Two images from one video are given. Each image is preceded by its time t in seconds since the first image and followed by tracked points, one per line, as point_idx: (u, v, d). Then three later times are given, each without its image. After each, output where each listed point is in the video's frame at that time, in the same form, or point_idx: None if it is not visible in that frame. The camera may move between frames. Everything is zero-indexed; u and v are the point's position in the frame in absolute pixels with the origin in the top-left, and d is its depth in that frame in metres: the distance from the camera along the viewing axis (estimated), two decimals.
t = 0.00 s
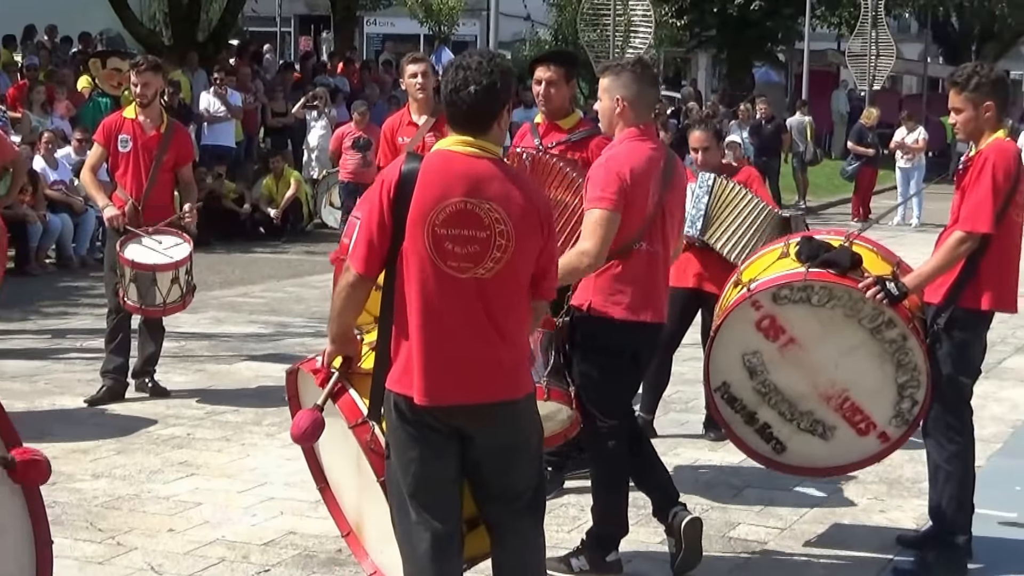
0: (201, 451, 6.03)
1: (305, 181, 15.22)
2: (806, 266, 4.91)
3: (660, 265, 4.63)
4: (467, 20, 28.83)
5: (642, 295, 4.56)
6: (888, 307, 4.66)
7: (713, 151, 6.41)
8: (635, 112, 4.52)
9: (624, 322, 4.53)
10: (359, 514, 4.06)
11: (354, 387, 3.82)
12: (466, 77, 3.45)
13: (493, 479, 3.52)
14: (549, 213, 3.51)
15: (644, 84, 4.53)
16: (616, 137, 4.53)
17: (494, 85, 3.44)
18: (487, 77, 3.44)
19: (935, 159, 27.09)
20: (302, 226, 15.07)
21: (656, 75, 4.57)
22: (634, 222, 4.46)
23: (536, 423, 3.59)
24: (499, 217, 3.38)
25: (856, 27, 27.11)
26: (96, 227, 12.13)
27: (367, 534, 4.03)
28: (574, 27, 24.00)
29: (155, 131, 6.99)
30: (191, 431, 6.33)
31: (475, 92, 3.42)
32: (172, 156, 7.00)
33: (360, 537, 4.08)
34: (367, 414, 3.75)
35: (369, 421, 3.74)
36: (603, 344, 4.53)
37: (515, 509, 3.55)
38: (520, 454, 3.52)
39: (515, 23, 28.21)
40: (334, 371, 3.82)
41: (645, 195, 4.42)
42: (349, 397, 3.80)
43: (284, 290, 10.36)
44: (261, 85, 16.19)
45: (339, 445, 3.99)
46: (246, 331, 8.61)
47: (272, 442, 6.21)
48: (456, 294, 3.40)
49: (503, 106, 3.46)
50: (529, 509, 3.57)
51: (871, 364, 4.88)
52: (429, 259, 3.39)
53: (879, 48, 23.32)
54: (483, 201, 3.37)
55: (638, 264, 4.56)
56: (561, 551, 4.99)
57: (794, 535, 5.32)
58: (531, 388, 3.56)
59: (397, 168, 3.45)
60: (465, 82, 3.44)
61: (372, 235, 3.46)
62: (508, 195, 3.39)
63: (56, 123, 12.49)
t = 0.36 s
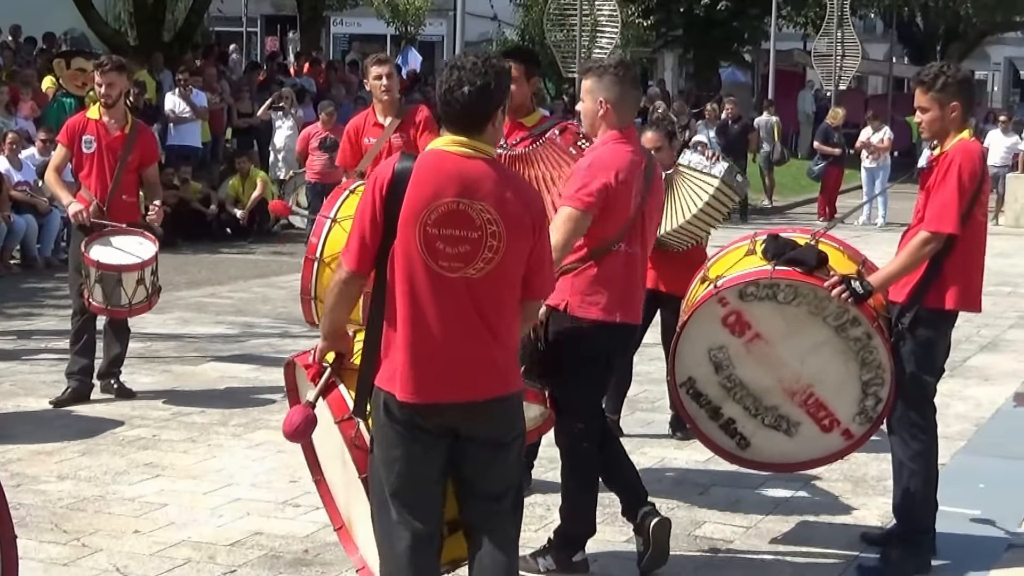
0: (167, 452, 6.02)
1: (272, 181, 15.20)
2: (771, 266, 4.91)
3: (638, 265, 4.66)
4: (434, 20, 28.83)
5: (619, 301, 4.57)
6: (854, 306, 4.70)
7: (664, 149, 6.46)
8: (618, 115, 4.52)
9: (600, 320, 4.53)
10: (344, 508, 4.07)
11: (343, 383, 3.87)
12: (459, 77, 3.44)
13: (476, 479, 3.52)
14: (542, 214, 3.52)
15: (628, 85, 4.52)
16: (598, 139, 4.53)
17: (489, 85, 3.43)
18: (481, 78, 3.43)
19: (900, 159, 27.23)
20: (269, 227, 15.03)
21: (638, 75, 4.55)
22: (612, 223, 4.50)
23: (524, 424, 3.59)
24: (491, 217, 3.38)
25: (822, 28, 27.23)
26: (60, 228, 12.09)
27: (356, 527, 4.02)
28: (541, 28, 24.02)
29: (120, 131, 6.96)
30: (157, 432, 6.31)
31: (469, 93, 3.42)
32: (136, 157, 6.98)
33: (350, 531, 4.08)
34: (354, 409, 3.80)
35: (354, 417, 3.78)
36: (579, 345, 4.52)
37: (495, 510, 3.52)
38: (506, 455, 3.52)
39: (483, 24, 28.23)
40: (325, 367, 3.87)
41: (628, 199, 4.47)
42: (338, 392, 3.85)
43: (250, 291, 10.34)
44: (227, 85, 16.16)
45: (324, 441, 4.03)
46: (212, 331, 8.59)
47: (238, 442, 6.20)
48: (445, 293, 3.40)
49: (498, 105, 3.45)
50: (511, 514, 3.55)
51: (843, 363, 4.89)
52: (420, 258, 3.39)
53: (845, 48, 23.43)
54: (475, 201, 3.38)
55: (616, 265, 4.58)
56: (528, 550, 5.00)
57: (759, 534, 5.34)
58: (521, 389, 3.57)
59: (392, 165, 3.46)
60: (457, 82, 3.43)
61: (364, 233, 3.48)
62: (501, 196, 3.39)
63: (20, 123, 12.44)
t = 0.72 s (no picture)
0: (138, 451, 6.01)
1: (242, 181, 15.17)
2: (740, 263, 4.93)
3: (642, 270, 4.65)
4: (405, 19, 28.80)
5: (624, 306, 4.57)
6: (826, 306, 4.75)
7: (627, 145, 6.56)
8: (619, 115, 4.52)
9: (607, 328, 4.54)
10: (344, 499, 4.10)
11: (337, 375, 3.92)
12: (463, 76, 3.43)
13: (462, 480, 3.52)
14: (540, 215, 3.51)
15: (627, 86, 4.52)
16: (601, 141, 4.52)
17: (492, 85, 3.43)
18: (483, 78, 3.42)
19: (870, 157, 27.35)
20: (240, 227, 15.01)
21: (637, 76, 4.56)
22: (619, 228, 4.49)
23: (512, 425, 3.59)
24: (487, 218, 3.38)
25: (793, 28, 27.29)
26: (29, 228, 12.03)
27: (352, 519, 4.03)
28: (512, 27, 24.01)
29: (88, 131, 6.95)
30: (128, 432, 6.30)
31: (472, 92, 3.42)
32: (105, 156, 6.97)
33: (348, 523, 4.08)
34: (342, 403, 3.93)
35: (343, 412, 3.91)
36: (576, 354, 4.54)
37: (480, 512, 3.52)
38: (494, 456, 3.53)
39: (454, 23, 28.21)
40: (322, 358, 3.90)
41: (634, 201, 4.46)
42: (329, 384, 3.95)
43: (221, 291, 10.32)
44: (197, 84, 16.11)
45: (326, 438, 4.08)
46: (183, 331, 8.58)
47: (209, 442, 6.19)
48: (438, 292, 3.40)
49: (501, 105, 3.45)
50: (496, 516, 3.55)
51: (810, 361, 4.89)
52: (413, 256, 3.39)
53: (815, 47, 23.51)
54: (471, 201, 3.37)
55: (620, 269, 4.56)
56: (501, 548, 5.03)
57: (730, 531, 5.36)
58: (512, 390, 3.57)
59: (389, 164, 3.46)
60: (461, 81, 3.43)
61: (358, 230, 3.47)
62: (497, 197, 3.39)
63: None
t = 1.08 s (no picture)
0: (117, 450, 6.00)
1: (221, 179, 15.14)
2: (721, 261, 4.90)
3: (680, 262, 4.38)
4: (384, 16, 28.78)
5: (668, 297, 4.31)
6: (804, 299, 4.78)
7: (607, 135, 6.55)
8: (649, 107, 4.38)
9: (650, 320, 4.28)
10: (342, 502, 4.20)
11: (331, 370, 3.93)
12: (453, 71, 3.43)
13: (452, 481, 3.52)
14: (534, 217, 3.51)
15: (659, 77, 4.38)
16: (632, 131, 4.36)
17: (483, 80, 3.42)
18: (475, 72, 3.42)
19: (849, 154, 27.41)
20: (219, 225, 14.99)
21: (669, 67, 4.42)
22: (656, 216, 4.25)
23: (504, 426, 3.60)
24: (478, 219, 3.38)
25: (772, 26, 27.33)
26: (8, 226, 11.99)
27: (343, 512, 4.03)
28: (492, 25, 24.00)
29: (66, 129, 6.95)
30: (108, 431, 6.29)
31: (463, 86, 3.41)
32: (84, 155, 6.97)
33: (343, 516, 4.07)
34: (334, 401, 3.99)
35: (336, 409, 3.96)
36: (616, 351, 4.27)
37: (470, 513, 3.52)
38: (486, 457, 3.54)
39: (434, 20, 28.18)
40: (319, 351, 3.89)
41: (670, 186, 4.24)
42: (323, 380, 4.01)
43: (201, 289, 10.30)
44: (176, 82, 16.07)
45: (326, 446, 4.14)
46: (163, 330, 8.57)
47: (188, 440, 6.18)
48: (430, 292, 3.41)
49: (491, 100, 3.45)
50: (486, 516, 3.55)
51: (788, 357, 4.93)
52: (405, 256, 3.40)
53: (794, 45, 23.60)
54: (462, 201, 3.38)
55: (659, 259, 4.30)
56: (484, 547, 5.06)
57: (709, 528, 5.37)
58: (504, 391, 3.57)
59: (380, 163, 3.48)
60: (452, 76, 3.42)
61: (350, 230, 3.49)
62: (489, 197, 3.40)
63: None
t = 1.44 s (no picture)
0: (106, 447, 5.99)
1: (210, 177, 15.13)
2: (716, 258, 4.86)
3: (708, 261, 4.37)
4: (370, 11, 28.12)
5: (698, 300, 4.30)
6: (792, 297, 4.70)
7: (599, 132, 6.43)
8: (673, 103, 4.34)
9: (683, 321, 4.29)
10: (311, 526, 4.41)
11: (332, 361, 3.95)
12: (455, 67, 3.44)
13: (446, 479, 3.55)
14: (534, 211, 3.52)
15: (683, 75, 4.37)
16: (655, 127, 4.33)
17: (484, 76, 3.43)
18: (476, 69, 3.43)
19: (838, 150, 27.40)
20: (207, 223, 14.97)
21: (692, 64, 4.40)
22: (675, 218, 4.19)
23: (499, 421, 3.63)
24: (473, 215, 3.40)
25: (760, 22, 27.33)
26: None
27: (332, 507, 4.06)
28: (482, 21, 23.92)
29: (54, 126, 6.96)
30: (95, 428, 6.27)
31: (465, 84, 3.42)
32: (72, 152, 7.01)
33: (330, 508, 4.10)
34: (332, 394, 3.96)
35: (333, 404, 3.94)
36: (658, 356, 4.29)
37: (464, 511, 3.56)
38: (479, 453, 3.58)
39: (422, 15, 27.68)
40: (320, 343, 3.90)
41: (691, 186, 4.19)
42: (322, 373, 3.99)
43: (190, 287, 10.29)
44: (165, 79, 16.01)
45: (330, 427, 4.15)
46: (152, 327, 8.56)
47: (177, 438, 6.17)
48: (424, 289, 3.44)
49: (491, 99, 3.46)
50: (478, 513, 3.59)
51: (781, 358, 4.87)
52: (400, 252, 3.42)
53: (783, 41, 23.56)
54: (457, 198, 3.40)
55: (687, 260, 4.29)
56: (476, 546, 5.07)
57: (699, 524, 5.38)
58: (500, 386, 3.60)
59: (376, 157, 3.48)
60: (453, 73, 3.43)
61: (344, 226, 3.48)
62: (485, 193, 3.41)
63: None
